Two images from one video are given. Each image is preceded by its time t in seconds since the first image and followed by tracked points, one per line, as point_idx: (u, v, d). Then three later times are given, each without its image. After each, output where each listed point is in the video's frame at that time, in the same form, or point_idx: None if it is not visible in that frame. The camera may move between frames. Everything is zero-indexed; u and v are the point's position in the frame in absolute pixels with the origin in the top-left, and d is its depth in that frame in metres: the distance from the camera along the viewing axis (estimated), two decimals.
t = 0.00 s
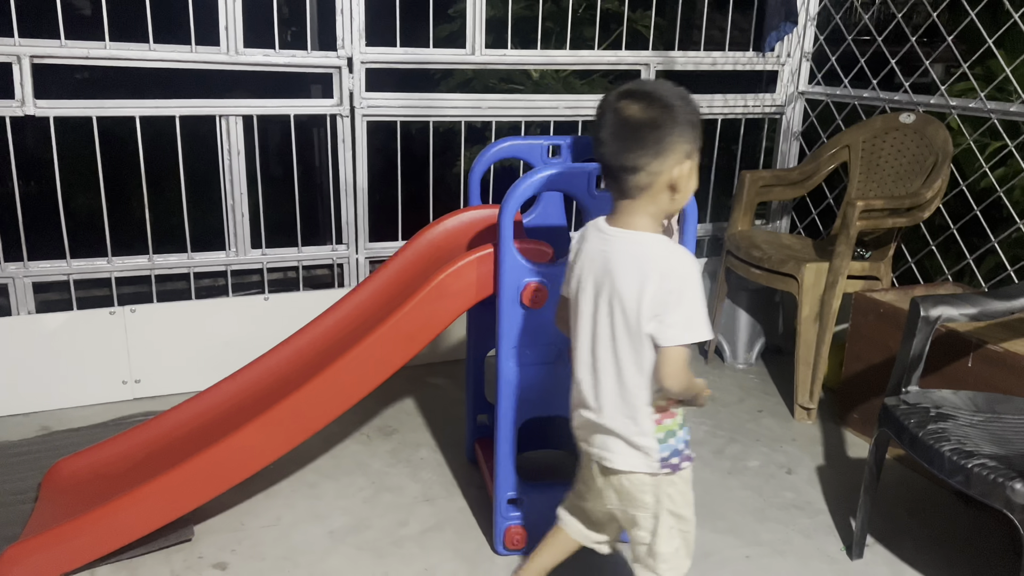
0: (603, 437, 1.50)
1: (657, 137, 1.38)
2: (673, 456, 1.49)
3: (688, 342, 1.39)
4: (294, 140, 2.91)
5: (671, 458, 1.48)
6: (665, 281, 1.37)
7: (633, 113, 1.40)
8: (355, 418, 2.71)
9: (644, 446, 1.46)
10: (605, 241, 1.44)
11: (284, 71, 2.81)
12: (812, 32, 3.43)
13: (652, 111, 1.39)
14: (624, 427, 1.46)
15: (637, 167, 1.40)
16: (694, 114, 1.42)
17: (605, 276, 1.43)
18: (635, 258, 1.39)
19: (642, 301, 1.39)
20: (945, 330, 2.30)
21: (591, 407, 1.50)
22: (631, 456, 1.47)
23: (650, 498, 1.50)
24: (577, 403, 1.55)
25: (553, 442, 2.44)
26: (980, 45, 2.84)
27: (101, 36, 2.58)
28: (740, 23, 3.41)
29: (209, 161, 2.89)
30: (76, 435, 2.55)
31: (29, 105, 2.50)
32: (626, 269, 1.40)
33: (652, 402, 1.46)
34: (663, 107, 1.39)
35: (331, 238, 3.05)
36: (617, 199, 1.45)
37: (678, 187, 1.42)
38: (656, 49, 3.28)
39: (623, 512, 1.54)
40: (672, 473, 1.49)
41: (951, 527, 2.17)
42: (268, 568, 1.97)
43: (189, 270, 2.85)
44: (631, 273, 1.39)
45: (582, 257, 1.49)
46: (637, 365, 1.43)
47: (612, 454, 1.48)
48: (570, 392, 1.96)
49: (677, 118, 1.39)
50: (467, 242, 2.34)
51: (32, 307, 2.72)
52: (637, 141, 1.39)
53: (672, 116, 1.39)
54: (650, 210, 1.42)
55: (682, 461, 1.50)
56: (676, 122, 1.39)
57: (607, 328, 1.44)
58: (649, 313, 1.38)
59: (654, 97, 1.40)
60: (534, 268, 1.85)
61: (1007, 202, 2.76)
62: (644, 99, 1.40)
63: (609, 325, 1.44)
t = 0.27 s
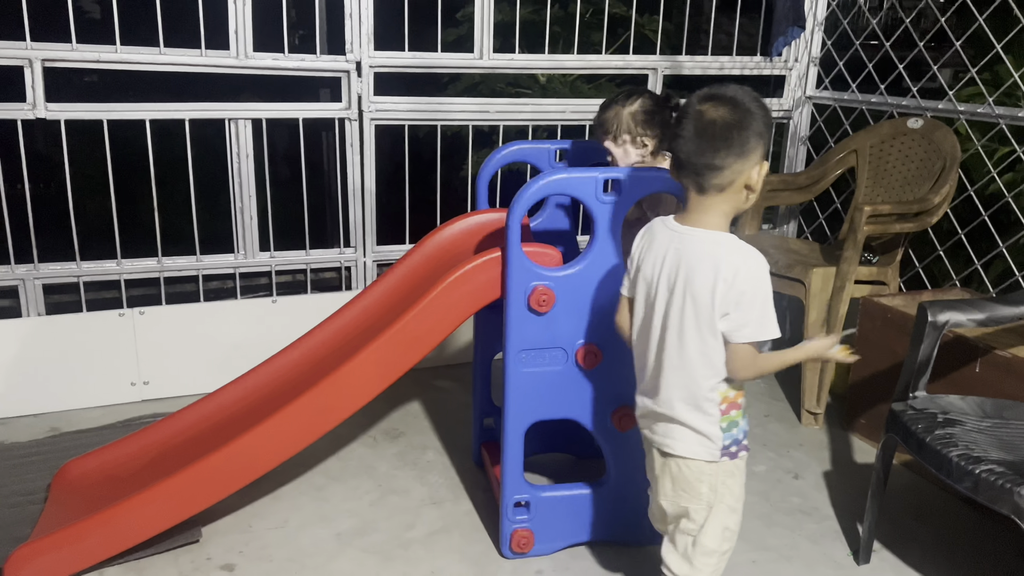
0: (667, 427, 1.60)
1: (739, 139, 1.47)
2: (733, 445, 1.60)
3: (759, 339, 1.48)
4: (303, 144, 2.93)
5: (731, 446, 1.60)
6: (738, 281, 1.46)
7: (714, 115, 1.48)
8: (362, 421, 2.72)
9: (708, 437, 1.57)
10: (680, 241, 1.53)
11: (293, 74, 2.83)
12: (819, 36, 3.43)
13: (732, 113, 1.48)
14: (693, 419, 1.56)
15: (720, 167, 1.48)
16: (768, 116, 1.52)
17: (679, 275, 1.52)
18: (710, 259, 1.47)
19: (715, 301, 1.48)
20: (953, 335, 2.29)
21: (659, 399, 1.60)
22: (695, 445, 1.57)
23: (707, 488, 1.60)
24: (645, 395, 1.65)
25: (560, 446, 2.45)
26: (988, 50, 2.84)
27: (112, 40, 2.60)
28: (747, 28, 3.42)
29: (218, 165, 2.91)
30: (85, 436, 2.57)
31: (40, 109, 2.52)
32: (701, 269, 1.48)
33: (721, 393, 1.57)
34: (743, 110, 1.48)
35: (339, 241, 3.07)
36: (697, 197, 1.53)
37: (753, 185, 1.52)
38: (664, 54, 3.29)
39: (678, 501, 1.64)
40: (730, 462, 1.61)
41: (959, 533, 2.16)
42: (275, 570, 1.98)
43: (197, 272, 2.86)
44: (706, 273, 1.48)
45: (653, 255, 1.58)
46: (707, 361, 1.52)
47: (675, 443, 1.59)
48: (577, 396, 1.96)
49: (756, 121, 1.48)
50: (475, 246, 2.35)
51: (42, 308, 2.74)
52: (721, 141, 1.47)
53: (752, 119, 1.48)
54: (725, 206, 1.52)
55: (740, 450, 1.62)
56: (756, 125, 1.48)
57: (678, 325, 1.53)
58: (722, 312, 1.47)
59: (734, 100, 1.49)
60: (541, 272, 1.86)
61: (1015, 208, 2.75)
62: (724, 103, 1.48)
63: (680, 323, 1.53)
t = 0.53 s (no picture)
0: (720, 414, 1.68)
1: (773, 135, 1.60)
2: (784, 423, 1.70)
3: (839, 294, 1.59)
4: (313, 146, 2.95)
5: (782, 424, 1.69)
6: (788, 266, 1.59)
7: (750, 113, 1.61)
8: (370, 422, 2.73)
9: (763, 416, 1.66)
10: (725, 236, 1.64)
11: (304, 77, 2.84)
12: (829, 41, 3.43)
13: (765, 112, 1.61)
14: (748, 401, 1.66)
15: (755, 162, 1.61)
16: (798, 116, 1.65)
17: (728, 268, 1.63)
18: (758, 248, 1.60)
19: (767, 287, 1.60)
20: (962, 339, 2.29)
21: (712, 389, 1.69)
22: (751, 426, 1.66)
23: (760, 464, 1.69)
24: (693, 386, 1.74)
25: (567, 448, 2.45)
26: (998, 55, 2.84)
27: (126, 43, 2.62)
28: (756, 32, 3.43)
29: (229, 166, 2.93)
30: (95, 435, 2.58)
31: (54, 110, 2.54)
32: (750, 258, 1.60)
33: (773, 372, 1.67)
34: (776, 109, 1.62)
35: (349, 243, 3.08)
36: (732, 190, 1.65)
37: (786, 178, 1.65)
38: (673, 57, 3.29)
39: (733, 478, 1.73)
40: (782, 439, 1.70)
41: (968, 537, 2.15)
42: (284, 570, 1.99)
43: (208, 273, 2.87)
44: (757, 262, 1.60)
45: (695, 252, 1.69)
46: (759, 345, 1.65)
47: (731, 427, 1.67)
48: (584, 399, 1.97)
49: (788, 119, 1.61)
50: (483, 248, 2.35)
51: (54, 308, 2.76)
52: (756, 137, 1.60)
53: (784, 117, 1.61)
54: (760, 198, 1.65)
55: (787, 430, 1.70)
56: (788, 123, 1.61)
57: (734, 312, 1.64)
58: (777, 295, 1.60)
59: (767, 101, 1.62)
60: (550, 274, 1.87)
61: None
62: (759, 104, 1.62)
63: (732, 313, 1.64)
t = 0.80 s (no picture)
0: (782, 410, 1.69)
1: (808, 134, 1.60)
2: (835, 410, 1.74)
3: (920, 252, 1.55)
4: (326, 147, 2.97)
5: (834, 411, 1.73)
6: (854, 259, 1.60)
7: (784, 112, 1.61)
8: (380, 422, 2.74)
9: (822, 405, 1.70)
10: (787, 237, 1.62)
11: (316, 78, 2.85)
12: (840, 44, 3.44)
13: (798, 112, 1.61)
14: (811, 392, 1.69)
15: (794, 162, 1.60)
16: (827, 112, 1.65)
17: (793, 268, 1.62)
18: (824, 244, 1.60)
19: (835, 282, 1.61)
20: (974, 343, 2.28)
21: (775, 386, 1.69)
22: (815, 416, 1.69)
23: (806, 463, 1.71)
24: (751, 388, 1.71)
25: (576, 449, 2.46)
26: (1011, 59, 2.84)
27: (141, 44, 2.64)
28: (767, 34, 3.43)
29: (242, 167, 2.95)
30: (109, 433, 2.61)
31: (70, 110, 2.56)
32: (817, 255, 1.60)
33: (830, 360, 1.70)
34: (807, 107, 1.61)
35: (360, 244, 3.09)
36: (775, 190, 1.63)
37: (823, 175, 1.64)
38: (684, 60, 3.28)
39: (776, 478, 1.74)
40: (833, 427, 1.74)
41: (978, 542, 2.15)
42: (294, 568, 2.00)
43: (220, 273, 2.89)
44: (825, 259, 1.60)
45: (749, 255, 1.66)
46: (821, 338, 1.67)
47: (794, 420, 1.69)
48: (595, 400, 1.97)
49: (820, 116, 1.61)
50: (494, 249, 2.36)
51: (68, 306, 2.78)
52: (796, 135, 1.60)
53: (816, 115, 1.61)
54: (802, 197, 1.63)
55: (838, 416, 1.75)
56: (820, 120, 1.61)
57: (799, 308, 1.63)
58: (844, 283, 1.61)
59: (797, 101, 1.62)
60: (560, 275, 1.88)
61: None
62: (789, 104, 1.61)
63: (799, 311, 1.64)
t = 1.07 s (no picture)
0: (813, 409, 1.69)
1: (844, 134, 1.60)
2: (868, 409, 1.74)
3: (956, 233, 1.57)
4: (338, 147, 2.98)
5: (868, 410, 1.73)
6: (889, 256, 1.61)
7: (819, 113, 1.61)
8: (391, 420, 2.75)
9: (855, 405, 1.70)
10: (823, 234, 1.62)
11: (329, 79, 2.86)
12: (853, 44, 3.41)
13: (833, 113, 1.61)
14: (843, 391, 1.69)
15: (831, 163, 1.60)
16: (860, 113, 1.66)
17: (832, 263, 1.62)
18: (860, 241, 1.61)
19: (870, 279, 1.62)
20: (987, 346, 2.27)
21: (808, 384, 1.69)
22: (847, 415, 1.69)
23: (832, 467, 1.72)
24: (783, 387, 1.71)
25: (586, 449, 2.46)
26: None
27: (155, 44, 2.65)
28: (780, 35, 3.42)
29: (254, 167, 2.97)
30: (122, 430, 2.63)
31: (85, 110, 2.56)
32: (853, 252, 1.61)
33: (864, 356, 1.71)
34: (842, 108, 1.62)
35: (371, 244, 3.10)
36: (812, 190, 1.63)
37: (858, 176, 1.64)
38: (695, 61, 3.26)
39: (801, 480, 1.74)
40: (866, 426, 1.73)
41: (990, 545, 2.14)
42: (305, 565, 2.01)
43: (233, 271, 2.91)
44: (861, 254, 1.61)
45: (785, 251, 1.67)
46: (856, 335, 1.67)
47: (825, 419, 1.69)
48: (605, 400, 1.98)
49: (855, 117, 1.61)
50: (506, 249, 2.37)
51: (82, 304, 2.80)
52: (832, 135, 1.59)
53: (851, 115, 1.61)
54: (837, 197, 1.63)
55: (870, 417, 1.75)
56: (855, 120, 1.61)
57: (836, 303, 1.64)
58: (881, 276, 1.62)
59: (831, 102, 1.62)
60: (572, 275, 1.88)
61: None
62: (823, 105, 1.62)
63: (834, 308, 1.64)
